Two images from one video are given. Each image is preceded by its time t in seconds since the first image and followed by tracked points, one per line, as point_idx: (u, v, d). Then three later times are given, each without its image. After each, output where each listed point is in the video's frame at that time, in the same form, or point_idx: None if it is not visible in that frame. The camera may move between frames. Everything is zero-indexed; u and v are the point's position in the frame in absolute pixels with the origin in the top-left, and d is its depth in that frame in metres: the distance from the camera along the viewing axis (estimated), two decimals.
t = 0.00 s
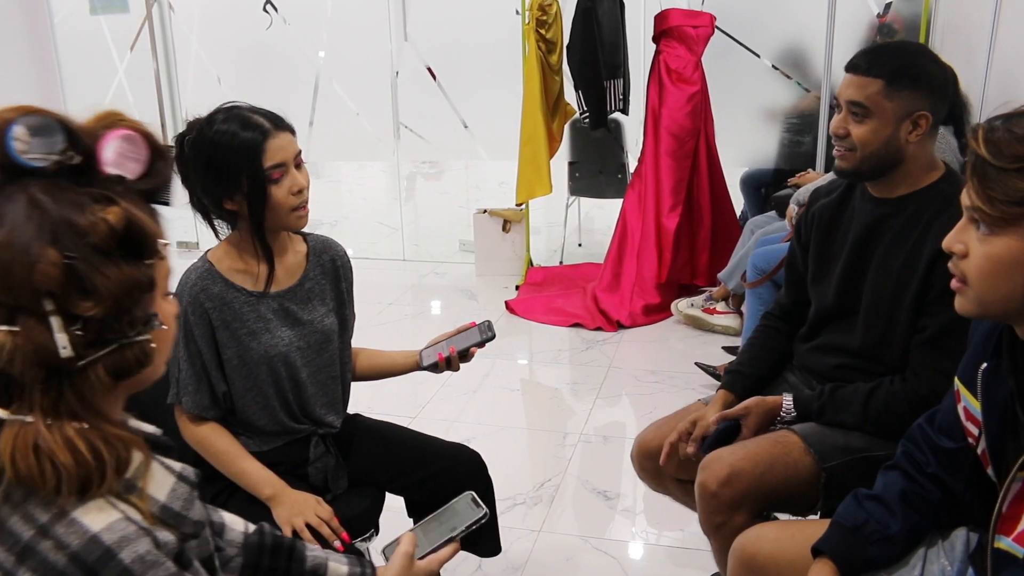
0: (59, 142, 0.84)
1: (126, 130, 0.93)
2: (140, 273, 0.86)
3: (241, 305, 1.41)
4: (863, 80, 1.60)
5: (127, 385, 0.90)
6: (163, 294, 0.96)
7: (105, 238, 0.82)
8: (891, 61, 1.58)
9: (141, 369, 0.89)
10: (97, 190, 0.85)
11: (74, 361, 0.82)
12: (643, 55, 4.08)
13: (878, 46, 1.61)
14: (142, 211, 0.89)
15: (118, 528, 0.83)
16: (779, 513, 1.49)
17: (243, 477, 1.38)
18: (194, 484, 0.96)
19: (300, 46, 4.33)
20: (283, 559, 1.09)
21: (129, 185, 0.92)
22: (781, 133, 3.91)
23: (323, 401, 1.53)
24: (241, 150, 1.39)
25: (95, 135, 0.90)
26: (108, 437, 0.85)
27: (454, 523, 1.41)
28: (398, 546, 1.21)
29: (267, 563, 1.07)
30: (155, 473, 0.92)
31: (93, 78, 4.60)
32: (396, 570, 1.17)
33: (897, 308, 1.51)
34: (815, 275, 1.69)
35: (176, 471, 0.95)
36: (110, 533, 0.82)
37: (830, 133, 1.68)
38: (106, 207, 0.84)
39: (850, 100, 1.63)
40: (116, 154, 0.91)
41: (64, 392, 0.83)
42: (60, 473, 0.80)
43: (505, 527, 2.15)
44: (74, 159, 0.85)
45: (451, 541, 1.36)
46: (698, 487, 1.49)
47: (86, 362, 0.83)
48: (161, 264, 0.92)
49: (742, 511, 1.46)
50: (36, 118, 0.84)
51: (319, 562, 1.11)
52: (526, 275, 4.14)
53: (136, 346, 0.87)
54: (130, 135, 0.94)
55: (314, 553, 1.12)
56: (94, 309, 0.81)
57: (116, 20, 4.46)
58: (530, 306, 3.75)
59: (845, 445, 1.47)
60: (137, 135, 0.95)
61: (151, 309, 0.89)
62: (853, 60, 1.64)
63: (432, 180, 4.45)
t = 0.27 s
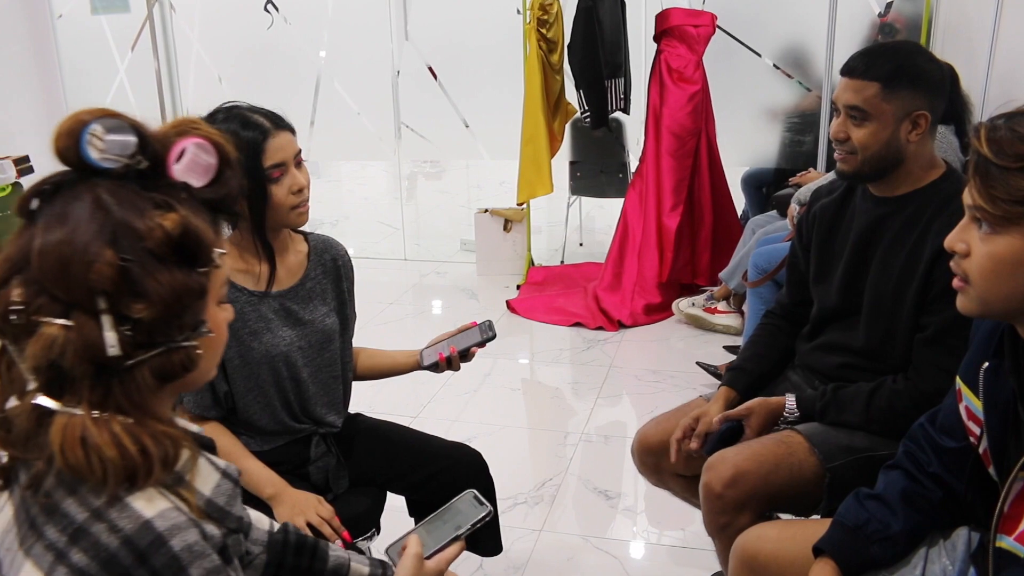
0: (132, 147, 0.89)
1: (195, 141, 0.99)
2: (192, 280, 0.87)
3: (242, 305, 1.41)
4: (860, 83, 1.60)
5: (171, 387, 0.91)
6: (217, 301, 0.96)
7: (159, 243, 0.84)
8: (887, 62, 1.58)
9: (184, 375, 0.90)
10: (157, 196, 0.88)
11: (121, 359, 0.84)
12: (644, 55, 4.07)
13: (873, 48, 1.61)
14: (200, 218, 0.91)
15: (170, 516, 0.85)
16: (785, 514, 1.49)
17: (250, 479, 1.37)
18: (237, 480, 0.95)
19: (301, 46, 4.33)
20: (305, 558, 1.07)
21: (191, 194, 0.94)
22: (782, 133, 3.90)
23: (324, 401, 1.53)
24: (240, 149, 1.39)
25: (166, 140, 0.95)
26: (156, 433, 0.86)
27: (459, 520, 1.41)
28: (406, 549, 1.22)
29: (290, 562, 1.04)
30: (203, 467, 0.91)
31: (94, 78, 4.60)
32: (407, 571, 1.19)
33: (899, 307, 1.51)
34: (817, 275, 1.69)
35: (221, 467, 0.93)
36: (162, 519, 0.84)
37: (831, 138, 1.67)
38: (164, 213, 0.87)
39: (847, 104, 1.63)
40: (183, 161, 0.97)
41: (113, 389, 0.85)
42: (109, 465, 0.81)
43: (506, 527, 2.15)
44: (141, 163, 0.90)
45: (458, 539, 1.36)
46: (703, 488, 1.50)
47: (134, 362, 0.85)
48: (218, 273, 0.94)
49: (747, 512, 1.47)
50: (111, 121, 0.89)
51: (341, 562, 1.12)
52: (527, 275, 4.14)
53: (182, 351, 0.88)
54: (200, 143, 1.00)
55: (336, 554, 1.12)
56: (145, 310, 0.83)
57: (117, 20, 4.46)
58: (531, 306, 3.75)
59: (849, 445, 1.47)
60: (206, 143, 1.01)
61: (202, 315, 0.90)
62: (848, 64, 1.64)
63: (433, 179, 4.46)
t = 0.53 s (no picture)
0: (174, 152, 0.89)
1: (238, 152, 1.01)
2: (229, 285, 0.88)
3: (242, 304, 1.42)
4: (867, 77, 1.62)
5: (205, 390, 0.92)
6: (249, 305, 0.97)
7: (201, 248, 0.85)
8: (895, 59, 1.60)
9: (220, 376, 0.91)
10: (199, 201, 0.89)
11: (159, 361, 0.85)
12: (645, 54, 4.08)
13: (883, 45, 1.63)
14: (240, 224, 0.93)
15: (199, 516, 0.85)
16: (784, 513, 1.49)
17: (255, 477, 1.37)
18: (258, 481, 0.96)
19: (302, 46, 4.33)
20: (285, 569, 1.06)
21: (230, 201, 0.95)
22: (783, 132, 3.90)
23: (326, 401, 1.54)
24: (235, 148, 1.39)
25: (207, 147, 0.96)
26: (190, 433, 0.88)
27: (469, 523, 1.41)
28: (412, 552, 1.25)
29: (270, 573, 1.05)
30: (226, 470, 0.93)
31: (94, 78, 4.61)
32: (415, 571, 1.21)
33: (900, 307, 1.51)
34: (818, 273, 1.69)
35: (242, 469, 0.95)
36: (191, 520, 0.84)
37: (833, 132, 1.69)
38: (207, 219, 0.87)
39: (854, 98, 1.64)
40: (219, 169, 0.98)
41: (150, 390, 0.87)
42: (146, 463, 0.82)
43: (507, 526, 2.15)
44: (184, 168, 0.90)
45: (465, 542, 1.36)
46: (704, 488, 1.50)
47: (171, 364, 0.87)
48: (251, 280, 0.96)
49: (747, 512, 1.47)
50: (156, 126, 0.90)
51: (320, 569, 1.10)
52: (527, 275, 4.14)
53: (219, 354, 0.90)
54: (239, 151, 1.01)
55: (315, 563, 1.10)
56: (184, 313, 0.85)
57: (118, 20, 4.46)
58: (532, 305, 3.75)
59: (849, 445, 1.47)
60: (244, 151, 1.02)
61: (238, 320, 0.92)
62: (857, 60, 1.66)
63: (433, 179, 4.46)
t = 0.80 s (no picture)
0: (167, 153, 0.90)
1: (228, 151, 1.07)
2: (227, 285, 0.89)
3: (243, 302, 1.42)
4: (882, 68, 1.57)
5: (204, 390, 0.93)
6: (243, 302, 0.99)
7: (199, 250, 0.86)
8: (913, 53, 1.54)
9: (220, 376, 0.92)
10: (194, 202, 0.90)
11: (160, 365, 0.86)
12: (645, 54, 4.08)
13: (907, 39, 1.57)
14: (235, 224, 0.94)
15: (190, 520, 0.86)
16: (782, 513, 1.49)
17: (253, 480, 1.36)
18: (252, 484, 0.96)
19: (302, 45, 4.33)
20: None
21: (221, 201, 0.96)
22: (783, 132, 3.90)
23: (325, 400, 1.54)
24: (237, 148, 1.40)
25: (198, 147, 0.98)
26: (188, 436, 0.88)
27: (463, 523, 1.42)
28: (407, 552, 1.28)
29: None
30: (219, 476, 0.92)
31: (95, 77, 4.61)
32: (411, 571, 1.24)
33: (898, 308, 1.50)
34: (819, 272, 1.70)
35: (236, 471, 0.95)
36: (182, 524, 0.85)
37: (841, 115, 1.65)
38: (203, 221, 0.89)
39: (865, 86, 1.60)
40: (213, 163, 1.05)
41: (149, 393, 0.87)
42: (143, 466, 0.83)
43: (506, 526, 2.15)
44: (177, 169, 0.90)
45: (461, 540, 1.37)
46: (701, 487, 1.50)
47: (170, 367, 0.87)
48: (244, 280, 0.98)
49: (744, 510, 1.47)
50: (148, 127, 0.90)
51: None
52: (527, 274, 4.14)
53: (218, 355, 0.91)
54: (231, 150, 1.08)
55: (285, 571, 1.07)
56: (184, 316, 0.86)
57: (119, 19, 4.46)
58: (532, 305, 3.75)
59: (846, 446, 1.48)
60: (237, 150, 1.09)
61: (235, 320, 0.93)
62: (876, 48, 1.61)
63: (434, 179, 4.46)
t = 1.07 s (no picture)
0: (126, 152, 0.89)
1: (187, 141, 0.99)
2: (197, 282, 0.89)
3: (242, 303, 1.42)
4: (885, 67, 1.54)
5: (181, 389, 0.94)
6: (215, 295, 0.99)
7: (166, 248, 0.85)
8: (915, 52, 1.52)
9: (196, 375, 0.93)
10: (158, 200, 0.89)
11: (134, 367, 0.86)
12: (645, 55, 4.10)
13: (908, 37, 1.55)
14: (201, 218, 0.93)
15: (165, 527, 0.86)
16: (782, 515, 1.49)
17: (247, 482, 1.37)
18: (233, 485, 0.99)
19: (301, 46, 4.33)
20: None
21: (184, 191, 0.96)
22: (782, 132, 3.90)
23: (324, 401, 1.54)
24: (238, 149, 1.39)
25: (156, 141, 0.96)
26: (164, 437, 0.89)
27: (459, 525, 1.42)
28: (407, 552, 1.28)
29: None
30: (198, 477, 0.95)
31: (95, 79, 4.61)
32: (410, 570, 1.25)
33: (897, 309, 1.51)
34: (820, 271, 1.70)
35: (217, 473, 0.97)
36: (157, 531, 0.85)
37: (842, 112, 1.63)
38: (168, 218, 0.88)
39: (867, 83, 1.57)
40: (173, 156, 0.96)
41: (124, 397, 0.87)
42: (121, 470, 0.83)
43: (506, 527, 2.15)
44: (135, 167, 0.89)
45: (461, 543, 1.37)
46: (704, 491, 1.49)
47: (145, 368, 0.87)
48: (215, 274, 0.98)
49: (747, 513, 1.47)
50: (102, 127, 0.89)
51: None
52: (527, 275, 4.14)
53: (194, 352, 0.91)
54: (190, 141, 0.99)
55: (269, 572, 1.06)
56: (155, 317, 0.85)
57: (118, 20, 4.46)
58: (531, 306, 3.75)
59: (848, 448, 1.48)
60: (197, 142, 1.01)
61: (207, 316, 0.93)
62: (877, 46, 1.58)
63: (433, 179, 4.46)
